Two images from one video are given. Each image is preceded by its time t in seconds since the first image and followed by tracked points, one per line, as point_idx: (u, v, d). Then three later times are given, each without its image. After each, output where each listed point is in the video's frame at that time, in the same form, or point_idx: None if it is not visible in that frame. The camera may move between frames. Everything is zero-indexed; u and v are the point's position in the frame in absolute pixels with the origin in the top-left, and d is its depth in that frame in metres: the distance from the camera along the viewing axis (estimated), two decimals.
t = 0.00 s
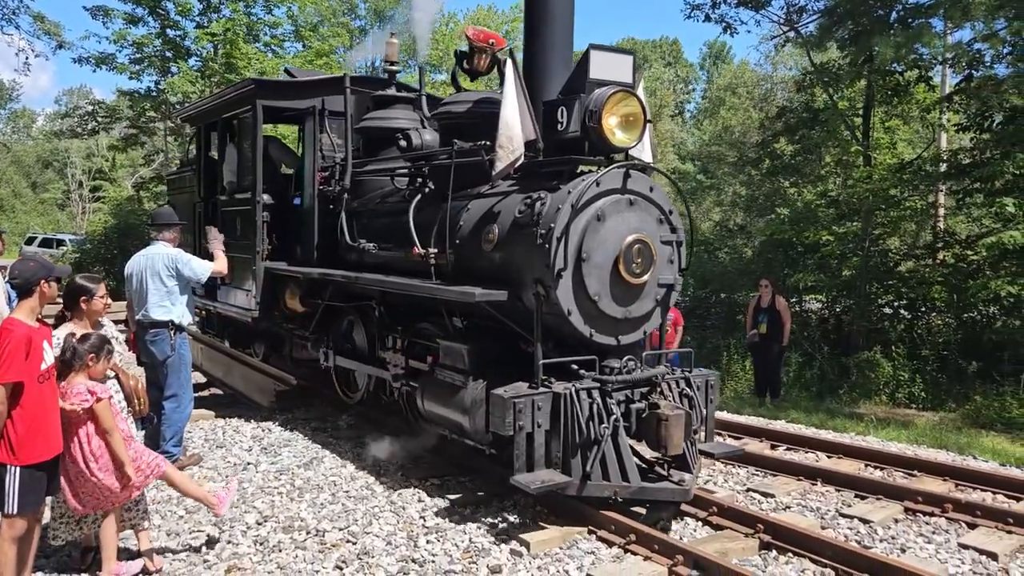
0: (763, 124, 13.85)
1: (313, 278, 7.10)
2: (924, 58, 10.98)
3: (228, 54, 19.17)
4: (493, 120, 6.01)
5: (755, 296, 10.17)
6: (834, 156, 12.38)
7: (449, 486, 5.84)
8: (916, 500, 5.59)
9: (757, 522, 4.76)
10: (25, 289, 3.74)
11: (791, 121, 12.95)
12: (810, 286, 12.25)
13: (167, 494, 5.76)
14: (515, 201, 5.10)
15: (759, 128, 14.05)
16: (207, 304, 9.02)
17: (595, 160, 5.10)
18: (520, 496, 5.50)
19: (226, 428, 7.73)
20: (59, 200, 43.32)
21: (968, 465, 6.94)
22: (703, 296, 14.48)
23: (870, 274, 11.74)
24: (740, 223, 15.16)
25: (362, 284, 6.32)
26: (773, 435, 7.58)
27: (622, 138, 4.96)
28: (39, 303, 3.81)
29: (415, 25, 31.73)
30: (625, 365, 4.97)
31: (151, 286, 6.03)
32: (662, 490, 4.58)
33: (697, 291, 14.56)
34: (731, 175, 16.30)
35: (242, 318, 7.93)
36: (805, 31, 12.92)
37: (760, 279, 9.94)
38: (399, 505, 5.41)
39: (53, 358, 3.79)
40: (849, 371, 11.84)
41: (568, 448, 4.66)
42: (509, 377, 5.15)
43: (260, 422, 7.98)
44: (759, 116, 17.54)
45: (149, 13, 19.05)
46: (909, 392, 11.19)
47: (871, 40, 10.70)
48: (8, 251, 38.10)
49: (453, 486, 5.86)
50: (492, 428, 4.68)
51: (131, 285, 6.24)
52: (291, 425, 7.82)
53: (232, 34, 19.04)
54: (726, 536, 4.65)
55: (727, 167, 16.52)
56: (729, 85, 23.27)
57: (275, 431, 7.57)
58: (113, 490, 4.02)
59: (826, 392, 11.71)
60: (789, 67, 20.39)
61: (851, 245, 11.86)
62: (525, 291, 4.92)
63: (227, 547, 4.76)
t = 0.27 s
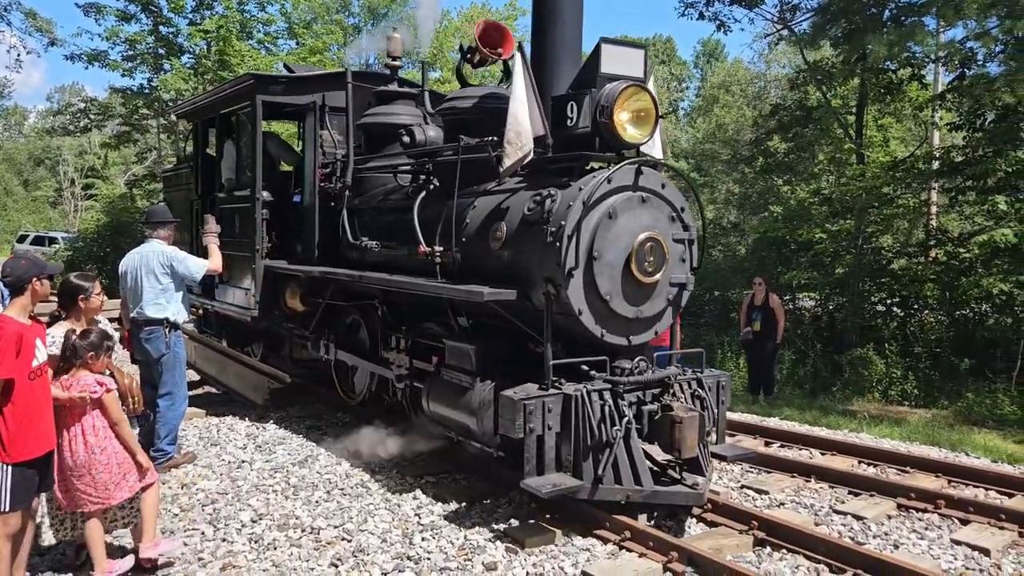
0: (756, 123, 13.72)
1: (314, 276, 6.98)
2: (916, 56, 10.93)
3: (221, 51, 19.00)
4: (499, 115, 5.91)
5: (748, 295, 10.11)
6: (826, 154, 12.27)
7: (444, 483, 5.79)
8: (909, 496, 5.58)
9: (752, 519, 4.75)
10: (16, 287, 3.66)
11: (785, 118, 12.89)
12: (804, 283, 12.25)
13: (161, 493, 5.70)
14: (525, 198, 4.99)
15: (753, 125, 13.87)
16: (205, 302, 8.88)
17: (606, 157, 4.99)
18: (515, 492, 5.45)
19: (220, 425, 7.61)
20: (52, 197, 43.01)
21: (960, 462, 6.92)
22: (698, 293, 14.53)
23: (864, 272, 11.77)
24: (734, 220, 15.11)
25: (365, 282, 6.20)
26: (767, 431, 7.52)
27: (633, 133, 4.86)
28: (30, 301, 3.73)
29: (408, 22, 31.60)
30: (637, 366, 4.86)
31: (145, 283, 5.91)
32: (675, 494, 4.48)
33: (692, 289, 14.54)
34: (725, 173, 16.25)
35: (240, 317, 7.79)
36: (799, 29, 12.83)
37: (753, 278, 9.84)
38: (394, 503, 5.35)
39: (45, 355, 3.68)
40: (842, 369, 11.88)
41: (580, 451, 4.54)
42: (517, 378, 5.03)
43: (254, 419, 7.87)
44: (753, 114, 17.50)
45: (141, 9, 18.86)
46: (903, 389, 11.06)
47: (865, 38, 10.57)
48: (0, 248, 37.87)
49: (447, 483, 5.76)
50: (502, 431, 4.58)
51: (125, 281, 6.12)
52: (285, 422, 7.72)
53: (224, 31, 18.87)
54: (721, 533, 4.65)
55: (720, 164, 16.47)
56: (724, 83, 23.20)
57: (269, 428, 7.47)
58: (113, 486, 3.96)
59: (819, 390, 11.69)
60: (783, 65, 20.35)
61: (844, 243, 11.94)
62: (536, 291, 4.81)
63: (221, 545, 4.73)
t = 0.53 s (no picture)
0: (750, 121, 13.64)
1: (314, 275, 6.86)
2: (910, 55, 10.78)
3: (214, 48, 18.84)
4: (505, 111, 5.80)
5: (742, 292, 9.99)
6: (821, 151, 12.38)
7: (439, 479, 5.76)
8: (903, 493, 5.57)
9: (746, 515, 4.77)
10: (7, 285, 3.69)
11: (777, 117, 12.85)
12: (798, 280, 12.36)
13: (155, 491, 5.68)
14: (534, 194, 4.88)
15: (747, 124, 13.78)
16: (202, 300, 8.77)
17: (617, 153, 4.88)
18: (510, 490, 5.43)
19: (216, 421, 7.54)
20: (45, 195, 42.72)
21: (953, 458, 6.91)
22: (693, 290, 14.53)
23: (857, 269, 11.75)
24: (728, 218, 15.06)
25: (368, 281, 6.08)
26: (760, 428, 7.51)
27: (645, 129, 4.76)
28: (22, 299, 3.74)
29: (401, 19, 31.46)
30: (649, 367, 4.75)
31: (140, 281, 6.19)
32: (689, 499, 4.38)
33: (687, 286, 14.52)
34: (720, 170, 16.21)
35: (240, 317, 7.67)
36: (791, 27, 12.77)
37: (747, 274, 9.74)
38: (390, 501, 5.34)
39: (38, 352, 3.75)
40: (835, 366, 11.85)
41: (592, 454, 4.43)
42: (525, 379, 4.92)
43: (248, 417, 7.81)
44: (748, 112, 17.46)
45: (133, 6, 18.69)
46: (895, 386, 11.05)
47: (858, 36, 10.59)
48: None
49: (442, 480, 5.70)
50: (511, 434, 4.47)
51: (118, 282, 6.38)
52: (279, 420, 7.65)
53: (218, 28, 18.72)
54: (715, 530, 4.67)
55: (715, 162, 16.42)
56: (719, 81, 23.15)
57: (264, 425, 7.42)
58: (104, 484, 4.00)
59: (812, 387, 11.56)
60: (777, 63, 20.31)
61: (838, 241, 11.96)
62: (546, 290, 4.71)
63: (216, 543, 4.71)
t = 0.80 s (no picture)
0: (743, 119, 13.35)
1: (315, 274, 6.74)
2: (904, 53, 10.87)
3: (208, 45, 18.68)
4: (512, 107, 5.69)
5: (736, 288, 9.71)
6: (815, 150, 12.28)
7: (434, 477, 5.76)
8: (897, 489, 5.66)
9: (740, 512, 4.76)
10: None
11: (771, 114, 12.76)
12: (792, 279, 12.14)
13: (150, 489, 5.69)
14: (545, 191, 4.76)
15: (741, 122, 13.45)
16: (199, 299, 8.64)
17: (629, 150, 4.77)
18: (505, 487, 5.44)
19: (208, 421, 7.53)
20: (37, 192, 42.42)
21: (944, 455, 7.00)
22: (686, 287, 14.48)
23: (851, 267, 11.66)
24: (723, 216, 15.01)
25: (372, 280, 5.96)
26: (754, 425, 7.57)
27: (658, 125, 4.64)
28: (13, 296, 3.84)
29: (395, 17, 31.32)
30: (664, 368, 4.64)
31: (136, 279, 6.14)
32: (706, 504, 4.28)
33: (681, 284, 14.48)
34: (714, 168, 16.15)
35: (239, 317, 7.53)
36: (785, 25, 12.69)
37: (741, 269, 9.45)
38: (385, 498, 5.35)
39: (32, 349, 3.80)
40: (829, 364, 11.56)
41: (606, 458, 4.32)
42: (535, 380, 4.81)
43: (242, 416, 7.78)
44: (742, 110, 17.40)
45: (127, 3, 18.52)
46: (889, 383, 10.92)
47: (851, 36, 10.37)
48: None
49: (437, 479, 5.69)
50: (522, 437, 4.35)
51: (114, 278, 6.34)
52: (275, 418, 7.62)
53: (211, 26, 18.53)
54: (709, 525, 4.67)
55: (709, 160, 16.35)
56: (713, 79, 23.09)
57: (258, 425, 7.41)
58: (86, 484, 3.97)
59: (807, 385, 11.33)
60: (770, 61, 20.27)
61: (832, 239, 11.83)
62: (557, 290, 4.59)
63: (211, 541, 4.77)
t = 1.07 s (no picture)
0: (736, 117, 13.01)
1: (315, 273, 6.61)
2: (896, 51, 10.85)
3: (200, 43, 18.51)
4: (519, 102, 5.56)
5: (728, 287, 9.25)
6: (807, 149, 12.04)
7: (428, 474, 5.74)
8: (890, 486, 5.62)
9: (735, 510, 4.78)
10: None
11: (765, 113, 12.35)
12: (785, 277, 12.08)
13: (144, 487, 5.70)
14: (556, 188, 4.65)
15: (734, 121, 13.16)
16: (196, 299, 8.52)
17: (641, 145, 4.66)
18: (500, 485, 5.43)
19: (201, 420, 7.53)
20: (29, 190, 42.10)
21: (938, 452, 6.95)
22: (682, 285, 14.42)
23: (844, 265, 11.62)
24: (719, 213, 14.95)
25: (375, 280, 5.84)
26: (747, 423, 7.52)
27: (671, 121, 4.53)
28: (8, 294, 3.90)
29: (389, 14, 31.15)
30: (679, 370, 4.52)
31: (130, 277, 6.04)
32: (722, 509, 4.16)
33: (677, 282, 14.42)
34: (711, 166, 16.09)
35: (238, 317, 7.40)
36: (778, 24, 12.59)
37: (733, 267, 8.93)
38: (380, 496, 5.36)
39: (26, 348, 3.90)
40: (823, 361, 11.57)
41: (620, 463, 4.21)
42: (546, 382, 4.69)
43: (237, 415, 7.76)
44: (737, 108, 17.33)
45: None
46: (882, 381, 10.93)
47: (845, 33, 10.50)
48: None
49: (432, 476, 5.68)
50: (534, 441, 4.25)
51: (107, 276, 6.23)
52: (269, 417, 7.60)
53: (204, 23, 18.34)
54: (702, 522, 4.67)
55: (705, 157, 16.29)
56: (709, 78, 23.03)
57: (253, 423, 7.40)
58: (51, 486, 3.90)
59: (800, 382, 11.32)
60: (765, 60, 20.22)
61: (824, 237, 11.71)
62: (569, 290, 4.47)
63: (204, 539, 4.77)
